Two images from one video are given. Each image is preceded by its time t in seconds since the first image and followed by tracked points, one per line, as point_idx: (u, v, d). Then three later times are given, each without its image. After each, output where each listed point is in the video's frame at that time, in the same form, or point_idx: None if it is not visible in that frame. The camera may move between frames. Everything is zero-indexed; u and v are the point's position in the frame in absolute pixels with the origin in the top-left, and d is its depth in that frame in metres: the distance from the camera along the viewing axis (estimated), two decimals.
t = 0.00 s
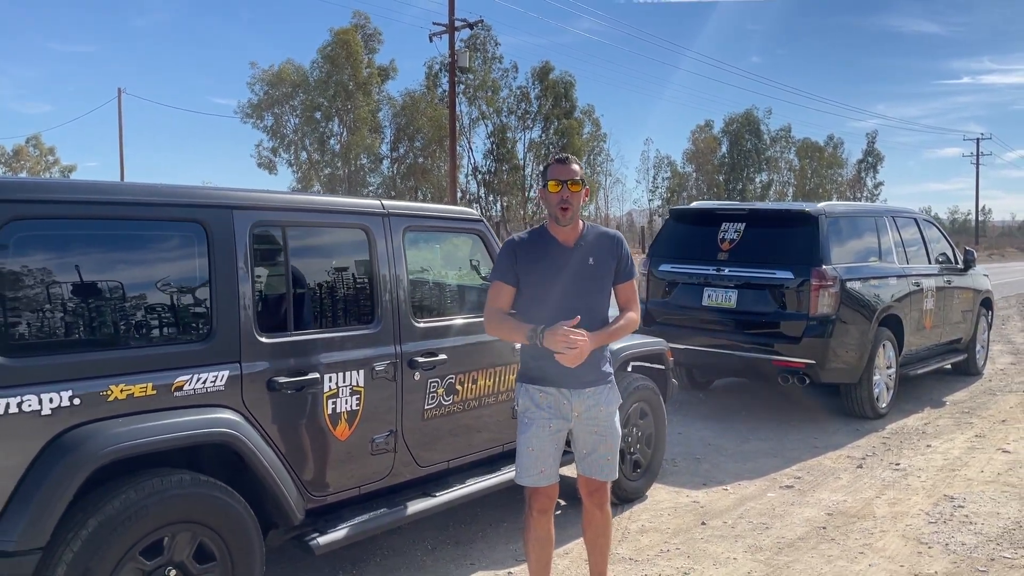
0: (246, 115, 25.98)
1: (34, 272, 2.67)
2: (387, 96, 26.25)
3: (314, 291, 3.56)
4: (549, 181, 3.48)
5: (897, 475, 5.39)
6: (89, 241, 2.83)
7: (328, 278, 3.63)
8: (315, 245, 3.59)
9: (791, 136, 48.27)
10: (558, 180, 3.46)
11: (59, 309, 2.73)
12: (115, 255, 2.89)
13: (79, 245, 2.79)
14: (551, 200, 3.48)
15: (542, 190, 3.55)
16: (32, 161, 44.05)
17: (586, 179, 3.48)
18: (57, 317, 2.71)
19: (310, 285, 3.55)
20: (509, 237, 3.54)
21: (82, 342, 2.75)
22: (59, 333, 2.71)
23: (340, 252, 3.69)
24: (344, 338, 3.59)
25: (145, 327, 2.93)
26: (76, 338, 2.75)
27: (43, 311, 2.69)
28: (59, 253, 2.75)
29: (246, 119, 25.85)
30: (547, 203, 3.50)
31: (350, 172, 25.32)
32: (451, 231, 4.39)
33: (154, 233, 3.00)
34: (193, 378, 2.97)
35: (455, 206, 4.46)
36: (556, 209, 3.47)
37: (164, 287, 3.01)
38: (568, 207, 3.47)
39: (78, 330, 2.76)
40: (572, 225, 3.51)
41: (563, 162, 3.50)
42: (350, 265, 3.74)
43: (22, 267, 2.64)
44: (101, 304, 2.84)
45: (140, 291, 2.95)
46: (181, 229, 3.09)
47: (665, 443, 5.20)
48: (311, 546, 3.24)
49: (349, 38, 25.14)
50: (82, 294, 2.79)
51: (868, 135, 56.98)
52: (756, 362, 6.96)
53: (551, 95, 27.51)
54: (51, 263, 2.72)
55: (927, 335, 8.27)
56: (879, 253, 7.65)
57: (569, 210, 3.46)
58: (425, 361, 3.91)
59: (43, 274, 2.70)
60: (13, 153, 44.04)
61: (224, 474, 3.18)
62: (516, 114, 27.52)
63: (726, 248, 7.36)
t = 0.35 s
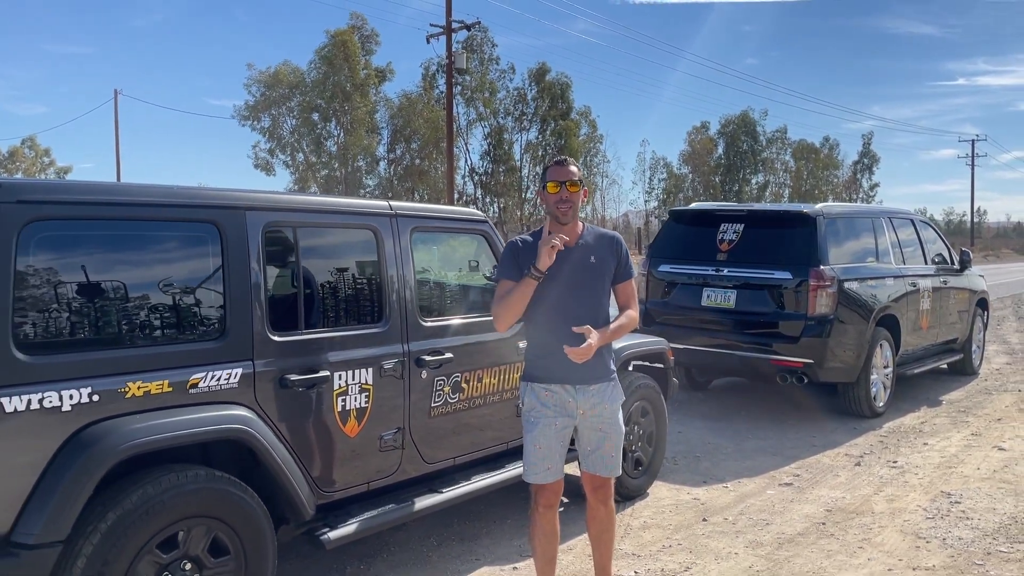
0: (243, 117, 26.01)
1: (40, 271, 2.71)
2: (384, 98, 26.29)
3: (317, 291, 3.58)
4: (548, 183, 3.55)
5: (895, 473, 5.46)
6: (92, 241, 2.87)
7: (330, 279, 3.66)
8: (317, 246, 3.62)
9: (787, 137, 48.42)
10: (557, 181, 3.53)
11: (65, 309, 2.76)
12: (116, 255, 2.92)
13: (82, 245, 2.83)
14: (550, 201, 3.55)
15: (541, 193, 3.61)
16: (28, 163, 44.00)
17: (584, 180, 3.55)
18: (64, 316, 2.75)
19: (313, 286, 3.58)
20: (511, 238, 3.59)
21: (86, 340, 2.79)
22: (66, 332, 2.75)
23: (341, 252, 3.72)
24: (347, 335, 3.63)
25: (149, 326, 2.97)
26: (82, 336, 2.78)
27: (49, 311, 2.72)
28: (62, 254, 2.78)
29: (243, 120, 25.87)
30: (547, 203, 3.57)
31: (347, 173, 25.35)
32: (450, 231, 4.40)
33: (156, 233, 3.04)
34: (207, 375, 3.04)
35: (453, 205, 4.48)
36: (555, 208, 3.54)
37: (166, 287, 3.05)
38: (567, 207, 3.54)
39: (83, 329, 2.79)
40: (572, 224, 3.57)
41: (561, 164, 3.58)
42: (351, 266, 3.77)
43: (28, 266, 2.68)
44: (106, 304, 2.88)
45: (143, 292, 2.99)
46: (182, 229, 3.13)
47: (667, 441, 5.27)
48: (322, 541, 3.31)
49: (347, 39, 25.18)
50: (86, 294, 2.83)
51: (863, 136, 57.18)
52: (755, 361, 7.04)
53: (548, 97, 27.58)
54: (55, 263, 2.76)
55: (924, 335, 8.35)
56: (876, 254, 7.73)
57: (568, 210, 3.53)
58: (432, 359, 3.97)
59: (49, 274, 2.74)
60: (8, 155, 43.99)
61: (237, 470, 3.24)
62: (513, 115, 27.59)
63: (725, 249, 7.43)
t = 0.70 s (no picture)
0: (240, 118, 26.02)
1: (42, 271, 2.75)
2: (381, 99, 26.32)
3: (319, 291, 3.62)
4: (544, 183, 3.61)
5: (890, 470, 5.53)
6: (92, 241, 2.91)
7: (331, 278, 3.70)
8: (317, 246, 3.65)
9: (783, 139, 48.55)
10: (553, 182, 3.59)
11: (66, 308, 2.80)
12: (116, 255, 2.96)
13: (83, 245, 2.87)
14: (547, 201, 3.61)
15: (537, 192, 3.68)
16: (24, 164, 43.93)
17: (580, 180, 3.61)
18: (66, 315, 2.79)
19: (315, 285, 3.61)
20: (509, 239, 3.65)
21: (88, 339, 2.83)
22: (68, 331, 2.79)
23: (340, 252, 3.75)
24: (349, 333, 3.67)
25: (149, 325, 3.00)
26: (84, 335, 2.83)
27: (51, 310, 2.76)
28: (63, 254, 2.82)
29: (240, 121, 25.88)
30: (543, 204, 3.62)
31: (344, 174, 25.38)
32: (450, 231, 4.44)
33: (156, 233, 3.08)
34: (215, 372, 3.11)
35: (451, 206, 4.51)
36: (552, 208, 3.60)
37: (167, 287, 3.09)
38: (564, 207, 3.60)
39: (84, 329, 2.83)
40: (569, 223, 3.63)
41: (557, 164, 3.63)
42: (350, 266, 3.80)
43: (30, 266, 2.72)
44: (107, 304, 2.91)
45: (143, 292, 3.02)
46: (182, 229, 3.17)
47: (665, 439, 5.32)
48: (327, 536, 3.36)
49: (344, 41, 25.22)
50: (88, 294, 2.87)
51: (859, 138, 57.36)
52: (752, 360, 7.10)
53: (544, 98, 27.65)
54: (57, 262, 2.80)
55: (919, 335, 8.42)
56: (872, 254, 7.80)
57: (565, 210, 3.59)
58: (434, 358, 4.02)
59: (51, 274, 2.78)
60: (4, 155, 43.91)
61: (244, 466, 3.31)
62: (510, 116, 27.64)
63: (722, 249, 7.49)
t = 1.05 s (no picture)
0: (236, 118, 26.01)
1: (40, 270, 2.77)
2: (377, 99, 26.33)
3: (315, 291, 3.65)
4: (535, 189, 3.62)
5: (883, 469, 5.57)
6: (90, 240, 2.94)
7: (328, 278, 3.73)
8: (315, 246, 3.69)
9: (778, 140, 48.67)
10: (543, 189, 3.60)
11: (65, 308, 2.83)
12: (115, 255, 2.99)
13: (82, 245, 2.90)
14: (538, 208, 3.62)
15: (529, 198, 3.68)
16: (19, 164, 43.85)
17: (572, 187, 3.62)
18: (65, 315, 2.82)
19: (311, 285, 3.64)
20: (501, 244, 3.70)
21: (86, 339, 2.85)
22: (66, 331, 2.81)
23: (337, 253, 3.78)
24: (346, 333, 3.71)
25: (147, 325, 3.03)
26: (82, 335, 2.85)
27: (49, 310, 2.79)
28: (61, 253, 2.85)
29: (236, 121, 25.86)
30: (534, 210, 3.64)
31: (340, 174, 25.39)
32: (446, 232, 4.48)
33: (154, 234, 3.11)
34: (214, 371, 3.14)
35: (446, 206, 4.54)
36: (543, 215, 3.60)
37: (165, 286, 3.12)
38: (554, 214, 3.60)
39: (82, 328, 2.86)
40: (560, 229, 3.64)
41: (548, 169, 3.64)
42: (346, 266, 3.83)
43: (29, 266, 2.74)
44: (105, 304, 2.94)
45: (141, 292, 3.05)
46: (180, 229, 3.20)
47: (660, 438, 5.37)
48: (325, 533, 3.39)
49: (342, 41, 25.22)
50: (86, 293, 2.90)
51: (854, 139, 57.51)
52: (747, 360, 7.15)
53: (541, 99, 27.71)
54: (56, 262, 2.83)
55: (912, 335, 8.48)
56: (866, 255, 7.85)
57: (554, 218, 3.60)
58: (430, 357, 4.05)
59: (49, 273, 2.81)
60: None
61: (242, 464, 3.34)
62: (506, 117, 27.67)
63: (717, 250, 7.54)
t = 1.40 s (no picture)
0: (231, 117, 26.00)
1: (34, 270, 2.81)
2: (372, 99, 26.35)
3: (308, 290, 3.69)
4: (524, 190, 3.66)
5: (870, 468, 5.63)
6: (83, 240, 2.97)
7: (321, 278, 3.78)
8: (308, 246, 3.73)
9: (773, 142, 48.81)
10: (531, 189, 3.65)
11: (58, 306, 2.86)
12: (108, 255, 3.03)
13: (75, 245, 2.93)
14: (525, 208, 3.66)
15: (517, 199, 3.73)
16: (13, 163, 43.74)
17: (560, 189, 3.67)
18: (58, 314, 2.86)
19: (304, 285, 3.69)
20: (489, 245, 3.73)
21: (80, 337, 2.89)
22: (59, 329, 2.85)
23: (329, 253, 3.82)
24: (338, 331, 3.75)
25: (139, 324, 3.07)
26: (76, 333, 2.89)
27: (43, 309, 2.82)
28: (54, 252, 2.88)
29: (231, 120, 25.85)
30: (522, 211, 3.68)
31: (335, 174, 25.40)
32: (438, 232, 4.52)
33: (147, 234, 3.15)
34: (207, 369, 3.19)
35: (439, 206, 4.59)
36: (531, 216, 3.65)
37: (158, 286, 3.16)
38: (542, 214, 3.65)
39: (76, 327, 2.89)
40: (547, 230, 3.69)
41: (536, 171, 3.69)
42: (339, 266, 3.88)
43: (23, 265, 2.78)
44: (98, 302, 2.98)
45: (134, 291, 3.09)
46: (173, 229, 3.24)
47: (650, 436, 5.42)
48: (315, 529, 3.44)
49: (337, 41, 25.23)
50: (80, 292, 2.94)
51: (848, 141, 57.76)
52: (737, 360, 7.20)
53: (536, 100, 27.76)
54: (49, 261, 2.87)
55: (902, 336, 8.55)
56: (855, 256, 7.92)
57: (542, 217, 3.64)
58: (422, 356, 4.09)
59: (42, 272, 2.84)
60: None
61: (234, 461, 3.38)
62: (501, 117, 27.72)
63: (708, 251, 7.59)
